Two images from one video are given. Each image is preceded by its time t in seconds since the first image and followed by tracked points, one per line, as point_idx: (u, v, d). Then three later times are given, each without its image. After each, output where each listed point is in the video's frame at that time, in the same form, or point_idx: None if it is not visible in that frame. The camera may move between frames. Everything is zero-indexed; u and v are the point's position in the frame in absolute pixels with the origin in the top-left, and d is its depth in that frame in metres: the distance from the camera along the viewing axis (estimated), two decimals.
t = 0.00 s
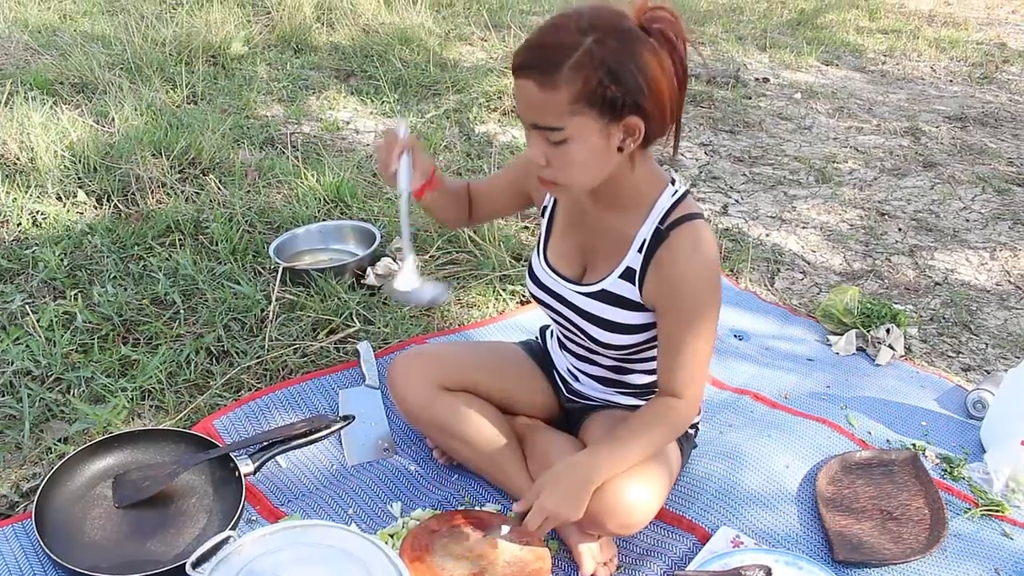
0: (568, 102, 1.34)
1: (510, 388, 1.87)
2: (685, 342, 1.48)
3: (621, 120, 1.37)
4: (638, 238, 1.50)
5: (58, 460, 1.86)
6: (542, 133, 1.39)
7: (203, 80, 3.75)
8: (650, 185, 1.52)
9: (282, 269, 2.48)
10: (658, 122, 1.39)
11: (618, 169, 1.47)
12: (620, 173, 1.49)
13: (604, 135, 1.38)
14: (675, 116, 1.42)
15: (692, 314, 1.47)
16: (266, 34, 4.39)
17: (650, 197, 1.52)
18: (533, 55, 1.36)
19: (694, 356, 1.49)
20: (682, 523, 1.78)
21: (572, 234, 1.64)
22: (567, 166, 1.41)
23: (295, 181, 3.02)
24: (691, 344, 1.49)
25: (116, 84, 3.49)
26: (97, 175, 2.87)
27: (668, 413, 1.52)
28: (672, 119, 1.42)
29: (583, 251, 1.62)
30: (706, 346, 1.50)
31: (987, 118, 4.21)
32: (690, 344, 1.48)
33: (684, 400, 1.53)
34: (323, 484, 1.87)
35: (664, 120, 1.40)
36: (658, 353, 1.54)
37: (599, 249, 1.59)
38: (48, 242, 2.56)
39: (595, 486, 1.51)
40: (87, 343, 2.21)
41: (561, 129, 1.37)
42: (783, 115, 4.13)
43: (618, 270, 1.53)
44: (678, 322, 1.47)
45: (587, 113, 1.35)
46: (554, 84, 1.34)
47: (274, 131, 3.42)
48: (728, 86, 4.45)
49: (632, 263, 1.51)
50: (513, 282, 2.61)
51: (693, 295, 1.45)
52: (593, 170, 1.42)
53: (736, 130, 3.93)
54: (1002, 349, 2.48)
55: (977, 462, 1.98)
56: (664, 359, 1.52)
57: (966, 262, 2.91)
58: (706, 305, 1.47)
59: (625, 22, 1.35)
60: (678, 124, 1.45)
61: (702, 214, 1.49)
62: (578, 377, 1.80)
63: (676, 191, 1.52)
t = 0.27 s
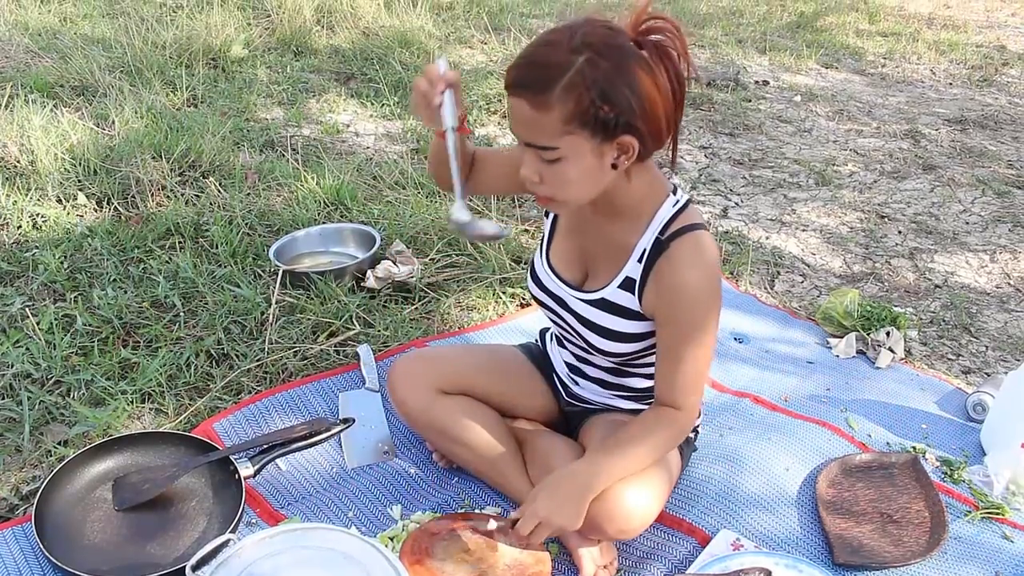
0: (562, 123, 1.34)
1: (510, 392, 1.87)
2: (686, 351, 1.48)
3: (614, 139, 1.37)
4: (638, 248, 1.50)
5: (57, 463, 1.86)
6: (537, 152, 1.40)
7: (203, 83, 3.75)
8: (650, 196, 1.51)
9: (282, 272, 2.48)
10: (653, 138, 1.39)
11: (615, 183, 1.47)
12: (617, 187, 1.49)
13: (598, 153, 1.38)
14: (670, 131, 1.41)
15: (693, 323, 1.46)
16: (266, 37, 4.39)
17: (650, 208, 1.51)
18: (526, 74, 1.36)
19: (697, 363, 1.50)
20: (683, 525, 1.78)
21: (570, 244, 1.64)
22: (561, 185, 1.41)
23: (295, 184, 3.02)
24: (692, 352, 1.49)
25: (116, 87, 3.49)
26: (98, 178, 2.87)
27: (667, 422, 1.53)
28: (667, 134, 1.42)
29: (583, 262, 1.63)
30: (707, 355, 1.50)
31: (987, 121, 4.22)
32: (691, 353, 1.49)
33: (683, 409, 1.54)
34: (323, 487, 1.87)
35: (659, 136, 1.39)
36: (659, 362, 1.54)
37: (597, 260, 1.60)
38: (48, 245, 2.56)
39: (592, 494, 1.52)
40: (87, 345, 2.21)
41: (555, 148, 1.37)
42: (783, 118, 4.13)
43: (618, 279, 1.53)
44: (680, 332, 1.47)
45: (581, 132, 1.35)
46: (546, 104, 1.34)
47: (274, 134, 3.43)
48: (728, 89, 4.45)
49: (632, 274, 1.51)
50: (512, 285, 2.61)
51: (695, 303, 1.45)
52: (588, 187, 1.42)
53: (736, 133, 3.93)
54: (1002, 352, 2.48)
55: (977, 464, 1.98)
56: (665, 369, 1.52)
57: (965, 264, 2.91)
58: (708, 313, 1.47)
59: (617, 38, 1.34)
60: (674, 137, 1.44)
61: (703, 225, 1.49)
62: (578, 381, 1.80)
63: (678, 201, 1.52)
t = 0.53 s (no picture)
0: (564, 124, 1.34)
1: (511, 394, 1.87)
2: (690, 355, 1.48)
3: (617, 141, 1.37)
4: (642, 252, 1.50)
5: (57, 466, 1.86)
6: (539, 154, 1.40)
7: (203, 85, 3.75)
8: (653, 200, 1.52)
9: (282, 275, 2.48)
10: (655, 141, 1.39)
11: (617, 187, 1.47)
12: (620, 190, 1.49)
13: (601, 155, 1.38)
14: (672, 134, 1.42)
15: (697, 329, 1.47)
16: (266, 40, 4.40)
17: (653, 212, 1.51)
18: (527, 77, 1.37)
19: (699, 369, 1.50)
20: (683, 528, 1.78)
21: (573, 247, 1.64)
22: (564, 187, 1.41)
23: (295, 186, 3.02)
24: (695, 357, 1.49)
25: (116, 90, 3.50)
26: (98, 181, 2.87)
27: (666, 425, 1.53)
28: (669, 137, 1.42)
29: (586, 265, 1.62)
30: (710, 359, 1.50)
31: (986, 124, 4.22)
32: (695, 357, 1.49)
33: (684, 413, 1.54)
34: (323, 490, 1.87)
35: (661, 138, 1.40)
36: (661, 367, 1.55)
37: (601, 264, 1.60)
38: (48, 247, 2.56)
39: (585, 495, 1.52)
40: (87, 348, 2.21)
41: (557, 151, 1.38)
42: (783, 121, 4.13)
43: (621, 283, 1.53)
44: (684, 336, 1.47)
45: (583, 134, 1.35)
46: (548, 106, 1.35)
47: (274, 137, 3.43)
48: (728, 91, 4.45)
49: (635, 277, 1.51)
50: (512, 288, 2.61)
51: (698, 309, 1.45)
52: (590, 190, 1.42)
53: (736, 135, 3.93)
54: (1002, 354, 2.48)
55: (977, 467, 1.98)
56: (668, 375, 1.52)
57: (965, 267, 2.91)
58: (712, 317, 1.47)
59: (619, 41, 1.35)
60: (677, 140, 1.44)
61: (706, 229, 1.49)
62: (578, 384, 1.80)
63: (681, 205, 1.52)
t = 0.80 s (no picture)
0: (571, 119, 1.35)
1: (511, 397, 1.87)
2: (694, 356, 1.48)
3: (624, 137, 1.37)
4: (647, 253, 1.50)
5: (57, 469, 1.86)
6: (546, 149, 1.40)
7: (203, 89, 3.76)
8: (658, 200, 1.52)
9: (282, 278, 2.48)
10: (662, 138, 1.39)
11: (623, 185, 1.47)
12: (625, 189, 1.49)
13: (608, 151, 1.38)
14: (678, 132, 1.42)
15: (700, 332, 1.47)
16: (266, 43, 4.40)
17: (658, 212, 1.52)
18: (536, 72, 1.37)
19: (702, 373, 1.50)
20: (683, 531, 1.78)
21: (577, 248, 1.64)
22: (570, 183, 1.41)
23: (295, 190, 3.02)
24: (698, 361, 1.49)
25: (116, 93, 3.50)
26: (98, 184, 2.87)
27: (668, 427, 1.54)
28: (675, 135, 1.43)
29: (591, 265, 1.62)
30: (713, 361, 1.50)
31: (986, 126, 4.22)
32: (697, 361, 1.49)
33: (686, 416, 1.54)
34: (323, 493, 1.87)
35: (667, 136, 1.40)
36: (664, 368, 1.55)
37: (606, 263, 1.60)
38: (48, 250, 2.56)
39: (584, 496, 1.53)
40: (87, 351, 2.21)
41: (564, 146, 1.38)
42: (783, 123, 4.13)
43: (626, 284, 1.53)
44: (688, 337, 1.47)
45: (590, 129, 1.35)
46: (556, 101, 1.35)
47: (274, 140, 3.43)
48: (728, 94, 4.46)
49: (639, 278, 1.51)
50: (512, 291, 2.61)
51: (702, 312, 1.45)
52: (596, 186, 1.42)
53: (736, 138, 3.93)
54: (1002, 357, 2.48)
55: (977, 470, 1.98)
56: (671, 377, 1.52)
57: (965, 269, 2.91)
58: (716, 319, 1.47)
59: (626, 38, 1.36)
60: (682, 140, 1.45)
61: (710, 230, 1.49)
62: (578, 387, 1.80)
63: (686, 206, 1.52)
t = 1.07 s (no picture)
0: (574, 119, 1.35)
1: (510, 399, 1.87)
2: (695, 358, 1.48)
3: (626, 137, 1.37)
4: (649, 255, 1.50)
5: (57, 473, 1.86)
6: (548, 150, 1.40)
7: (203, 92, 3.76)
8: (660, 201, 1.52)
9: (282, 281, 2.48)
10: (664, 138, 1.39)
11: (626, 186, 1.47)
12: (628, 189, 1.49)
13: (611, 151, 1.38)
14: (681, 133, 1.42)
15: (700, 334, 1.47)
16: (266, 46, 4.40)
17: (660, 213, 1.52)
18: (538, 72, 1.37)
19: (702, 375, 1.50)
20: (683, 534, 1.77)
21: (581, 251, 1.64)
22: (573, 184, 1.41)
23: (295, 193, 3.02)
24: (699, 363, 1.49)
25: (117, 96, 3.50)
26: (98, 187, 2.87)
27: (669, 429, 1.54)
28: (677, 136, 1.43)
29: (594, 266, 1.63)
30: (714, 363, 1.51)
31: (985, 129, 4.22)
32: (697, 363, 1.49)
33: (685, 418, 1.54)
34: (322, 496, 1.87)
35: (669, 136, 1.40)
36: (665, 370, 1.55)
37: (610, 263, 1.59)
38: (48, 253, 2.56)
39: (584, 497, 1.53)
40: (87, 354, 2.21)
41: (567, 146, 1.38)
42: (783, 126, 4.14)
43: (628, 286, 1.53)
44: (689, 339, 1.47)
45: (593, 129, 1.35)
46: (558, 101, 1.35)
47: (274, 143, 3.43)
48: (727, 98, 4.46)
49: (642, 279, 1.51)
50: (512, 294, 2.61)
51: (702, 314, 1.45)
52: (599, 187, 1.42)
53: (736, 141, 3.94)
54: (1002, 360, 2.48)
55: (978, 473, 1.98)
56: (672, 379, 1.52)
57: (965, 272, 2.91)
58: (717, 322, 1.47)
59: (627, 38, 1.36)
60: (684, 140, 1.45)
61: (712, 232, 1.49)
62: (579, 388, 1.81)
63: (688, 208, 1.52)
